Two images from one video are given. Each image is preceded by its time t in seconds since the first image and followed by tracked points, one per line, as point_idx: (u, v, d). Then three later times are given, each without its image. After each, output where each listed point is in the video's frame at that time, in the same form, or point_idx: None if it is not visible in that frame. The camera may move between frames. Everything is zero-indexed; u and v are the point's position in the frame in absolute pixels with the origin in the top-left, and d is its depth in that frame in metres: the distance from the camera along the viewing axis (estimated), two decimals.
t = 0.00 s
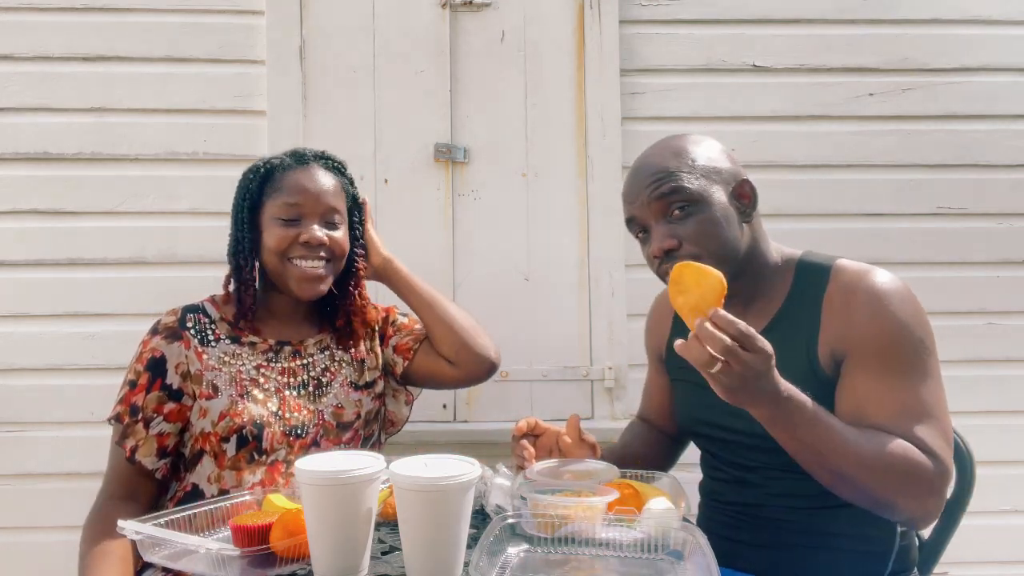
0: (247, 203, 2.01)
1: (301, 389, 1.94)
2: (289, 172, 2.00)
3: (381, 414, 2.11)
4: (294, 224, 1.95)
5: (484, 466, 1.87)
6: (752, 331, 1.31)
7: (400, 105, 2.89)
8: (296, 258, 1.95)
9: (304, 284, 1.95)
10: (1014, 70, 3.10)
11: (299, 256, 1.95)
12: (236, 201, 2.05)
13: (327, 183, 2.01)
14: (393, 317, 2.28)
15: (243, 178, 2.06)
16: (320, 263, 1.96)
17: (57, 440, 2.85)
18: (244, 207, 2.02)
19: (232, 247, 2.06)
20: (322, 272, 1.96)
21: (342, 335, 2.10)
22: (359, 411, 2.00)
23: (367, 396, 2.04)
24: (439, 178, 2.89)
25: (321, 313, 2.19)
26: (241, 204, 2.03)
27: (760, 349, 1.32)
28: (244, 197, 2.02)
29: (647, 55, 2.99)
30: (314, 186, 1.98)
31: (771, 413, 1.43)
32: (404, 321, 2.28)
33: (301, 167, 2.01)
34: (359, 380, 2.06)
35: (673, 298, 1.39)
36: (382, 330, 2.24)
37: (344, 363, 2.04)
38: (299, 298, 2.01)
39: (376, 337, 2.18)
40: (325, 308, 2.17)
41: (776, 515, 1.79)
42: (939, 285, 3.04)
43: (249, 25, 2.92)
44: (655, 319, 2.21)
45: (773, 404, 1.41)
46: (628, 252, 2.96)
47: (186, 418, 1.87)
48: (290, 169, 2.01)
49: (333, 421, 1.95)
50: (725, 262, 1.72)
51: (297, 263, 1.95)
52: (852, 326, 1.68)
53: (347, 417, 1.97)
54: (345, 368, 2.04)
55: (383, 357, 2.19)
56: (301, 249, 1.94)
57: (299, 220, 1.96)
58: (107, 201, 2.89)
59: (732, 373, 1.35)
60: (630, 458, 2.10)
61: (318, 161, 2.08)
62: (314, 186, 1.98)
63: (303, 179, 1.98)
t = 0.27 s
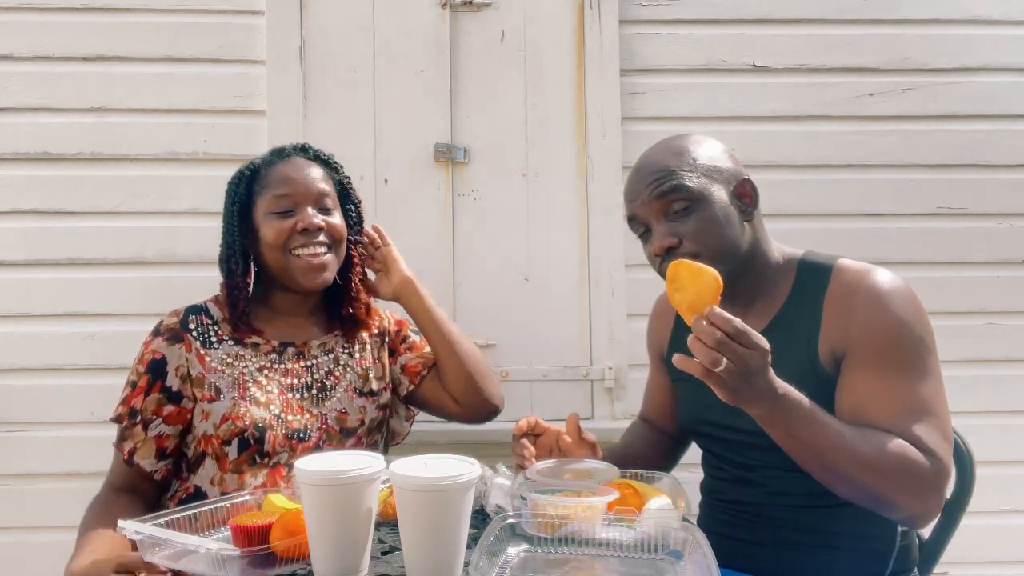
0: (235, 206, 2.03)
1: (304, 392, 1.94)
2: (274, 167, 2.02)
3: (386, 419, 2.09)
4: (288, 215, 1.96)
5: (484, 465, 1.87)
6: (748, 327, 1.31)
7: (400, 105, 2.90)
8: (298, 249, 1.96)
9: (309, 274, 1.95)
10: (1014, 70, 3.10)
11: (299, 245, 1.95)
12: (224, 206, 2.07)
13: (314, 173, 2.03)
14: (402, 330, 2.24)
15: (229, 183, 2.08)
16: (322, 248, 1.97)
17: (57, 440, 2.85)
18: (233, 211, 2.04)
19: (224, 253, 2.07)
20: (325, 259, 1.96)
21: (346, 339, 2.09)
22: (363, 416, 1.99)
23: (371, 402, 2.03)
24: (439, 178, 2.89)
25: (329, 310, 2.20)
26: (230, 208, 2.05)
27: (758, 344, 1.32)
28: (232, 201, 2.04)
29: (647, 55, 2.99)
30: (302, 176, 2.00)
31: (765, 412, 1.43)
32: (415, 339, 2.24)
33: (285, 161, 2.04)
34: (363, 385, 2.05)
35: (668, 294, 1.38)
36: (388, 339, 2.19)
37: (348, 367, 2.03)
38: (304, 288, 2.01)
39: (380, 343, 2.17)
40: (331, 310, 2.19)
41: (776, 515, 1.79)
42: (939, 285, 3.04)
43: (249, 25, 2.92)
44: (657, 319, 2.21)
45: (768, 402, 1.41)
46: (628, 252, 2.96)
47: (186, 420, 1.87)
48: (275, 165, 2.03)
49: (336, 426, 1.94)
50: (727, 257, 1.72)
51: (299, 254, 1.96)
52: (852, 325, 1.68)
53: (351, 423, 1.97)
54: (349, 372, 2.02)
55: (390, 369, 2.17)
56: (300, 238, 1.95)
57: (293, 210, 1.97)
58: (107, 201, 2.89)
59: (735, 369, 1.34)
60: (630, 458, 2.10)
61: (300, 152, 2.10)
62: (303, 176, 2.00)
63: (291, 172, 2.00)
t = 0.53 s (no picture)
0: (235, 206, 2.04)
1: (302, 392, 1.93)
2: (274, 168, 2.02)
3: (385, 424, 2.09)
4: (286, 218, 1.96)
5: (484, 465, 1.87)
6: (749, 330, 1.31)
7: (400, 105, 2.90)
8: (294, 252, 1.96)
9: (305, 277, 1.96)
10: (1014, 70, 3.10)
11: (296, 248, 1.95)
12: (225, 204, 2.07)
13: (314, 175, 2.02)
14: (403, 350, 2.24)
15: (230, 181, 2.08)
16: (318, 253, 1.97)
17: (57, 440, 2.85)
18: (233, 210, 2.04)
19: (224, 251, 2.07)
20: (319, 263, 1.96)
21: (345, 340, 2.10)
22: (361, 419, 1.99)
23: (369, 404, 2.03)
24: (439, 178, 2.89)
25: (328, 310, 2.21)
26: (230, 207, 2.05)
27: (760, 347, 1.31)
28: (232, 200, 2.04)
29: (647, 55, 2.99)
30: (300, 178, 1.99)
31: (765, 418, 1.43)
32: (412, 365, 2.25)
33: (285, 161, 2.03)
34: (361, 387, 2.05)
35: (669, 301, 1.40)
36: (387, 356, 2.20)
37: (346, 369, 2.03)
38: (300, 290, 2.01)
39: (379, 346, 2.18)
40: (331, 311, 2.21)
41: (776, 514, 1.79)
42: (939, 285, 3.04)
43: (249, 25, 2.92)
44: (656, 318, 2.21)
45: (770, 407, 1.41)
46: (628, 252, 2.96)
47: (182, 418, 1.87)
48: (275, 166, 2.02)
49: (333, 427, 1.94)
50: (727, 259, 1.72)
51: (295, 256, 1.96)
52: (852, 325, 1.68)
53: (348, 425, 1.97)
54: (347, 373, 2.03)
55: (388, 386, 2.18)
56: (296, 241, 1.95)
57: (290, 213, 1.96)
58: (107, 201, 2.89)
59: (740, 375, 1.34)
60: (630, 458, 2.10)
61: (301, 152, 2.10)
62: (302, 178, 1.99)
63: (290, 173, 1.99)
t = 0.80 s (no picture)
0: (244, 203, 2.01)
1: (303, 391, 1.94)
2: (286, 172, 1.99)
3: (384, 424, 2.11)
4: (291, 227, 1.95)
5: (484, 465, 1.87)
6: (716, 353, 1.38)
7: (400, 105, 2.90)
8: (295, 262, 1.94)
9: (304, 286, 1.96)
10: (1014, 70, 3.10)
11: (298, 259, 1.94)
12: (234, 199, 2.05)
13: (324, 184, 2.00)
14: (399, 353, 2.26)
15: (241, 175, 2.05)
16: (318, 266, 1.96)
17: (57, 440, 2.85)
18: (241, 207, 2.02)
19: (229, 246, 2.06)
20: (318, 274, 1.96)
21: (345, 341, 2.10)
22: (362, 418, 2.00)
23: (369, 404, 2.05)
24: (439, 178, 2.89)
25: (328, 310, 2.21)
26: (239, 203, 2.02)
27: (729, 363, 1.38)
28: (241, 197, 2.02)
29: (647, 55, 2.99)
30: (311, 187, 1.97)
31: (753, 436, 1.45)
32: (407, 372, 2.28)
33: (299, 167, 2.01)
34: (361, 387, 2.06)
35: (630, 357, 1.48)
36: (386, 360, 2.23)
37: (346, 369, 2.05)
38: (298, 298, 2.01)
39: (380, 347, 2.19)
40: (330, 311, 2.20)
41: (775, 514, 1.79)
42: (939, 285, 3.04)
43: (249, 25, 2.92)
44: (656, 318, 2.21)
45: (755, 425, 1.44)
46: (628, 252, 2.97)
47: (185, 420, 1.89)
48: (287, 169, 2.00)
49: (336, 426, 1.94)
50: (721, 266, 1.73)
51: (294, 267, 1.94)
52: (853, 325, 1.68)
53: (351, 424, 1.97)
54: (348, 373, 2.04)
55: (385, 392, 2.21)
56: (299, 252, 1.94)
57: (297, 224, 1.95)
58: (107, 201, 2.89)
59: (726, 398, 1.37)
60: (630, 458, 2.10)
61: (316, 159, 2.08)
62: (313, 187, 1.97)
63: (301, 180, 1.97)
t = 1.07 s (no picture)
0: (253, 204, 2.00)
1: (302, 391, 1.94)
2: (297, 177, 1.98)
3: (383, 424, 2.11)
4: (298, 233, 1.94)
5: (484, 465, 1.87)
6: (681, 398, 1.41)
7: (399, 105, 2.90)
8: (299, 268, 1.94)
9: (306, 293, 1.96)
10: (1014, 70, 3.10)
11: (302, 266, 1.94)
12: (242, 198, 2.03)
13: (334, 191, 1.99)
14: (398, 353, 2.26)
15: (252, 173, 2.03)
16: (322, 274, 1.96)
17: (57, 440, 2.85)
18: (249, 207, 2.00)
19: (234, 246, 2.06)
20: (322, 282, 1.96)
21: (345, 342, 2.11)
22: (361, 419, 2.00)
23: (368, 405, 2.05)
24: (439, 178, 2.89)
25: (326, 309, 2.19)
26: (247, 204, 2.01)
27: (698, 406, 1.40)
28: (250, 198, 2.00)
29: (647, 55, 2.99)
30: (322, 194, 1.96)
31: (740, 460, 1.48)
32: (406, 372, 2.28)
33: (311, 172, 2.00)
34: (360, 387, 2.06)
35: (607, 418, 1.61)
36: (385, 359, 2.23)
37: (345, 369, 2.05)
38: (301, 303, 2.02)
39: (379, 347, 2.20)
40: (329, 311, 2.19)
41: (775, 514, 1.78)
42: (939, 284, 3.04)
43: (249, 25, 2.92)
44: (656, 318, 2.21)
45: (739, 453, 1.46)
46: (628, 252, 2.97)
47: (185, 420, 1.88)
48: (299, 175, 1.99)
49: (334, 427, 1.95)
50: (717, 273, 1.74)
51: (299, 272, 1.95)
52: (851, 327, 1.67)
53: (349, 425, 1.98)
54: (347, 373, 2.05)
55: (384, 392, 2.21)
56: (304, 259, 1.94)
57: (304, 230, 1.95)
58: (107, 201, 2.89)
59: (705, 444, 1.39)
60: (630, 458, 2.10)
61: (329, 166, 2.07)
62: (322, 194, 1.96)
63: (312, 186, 1.96)
